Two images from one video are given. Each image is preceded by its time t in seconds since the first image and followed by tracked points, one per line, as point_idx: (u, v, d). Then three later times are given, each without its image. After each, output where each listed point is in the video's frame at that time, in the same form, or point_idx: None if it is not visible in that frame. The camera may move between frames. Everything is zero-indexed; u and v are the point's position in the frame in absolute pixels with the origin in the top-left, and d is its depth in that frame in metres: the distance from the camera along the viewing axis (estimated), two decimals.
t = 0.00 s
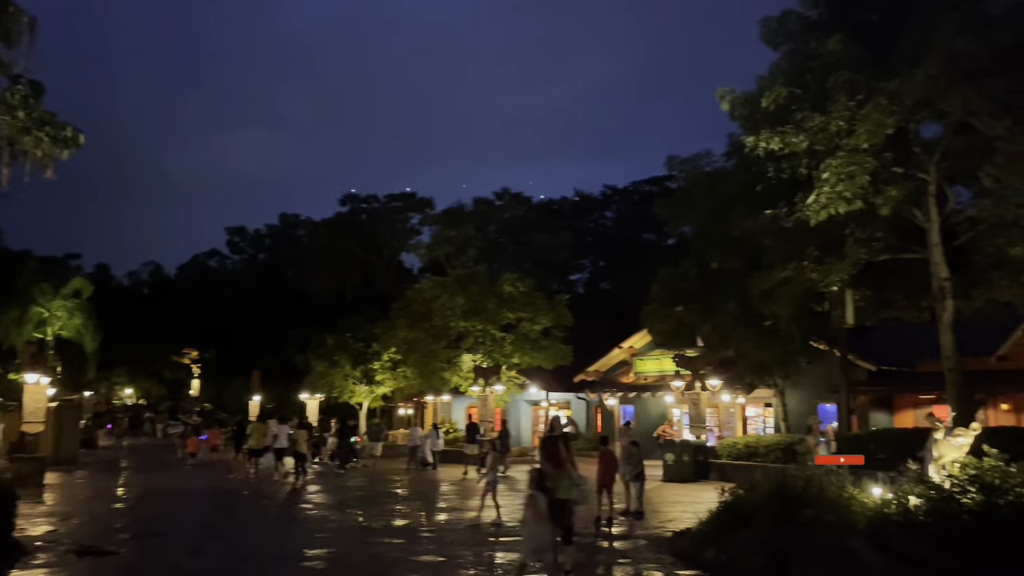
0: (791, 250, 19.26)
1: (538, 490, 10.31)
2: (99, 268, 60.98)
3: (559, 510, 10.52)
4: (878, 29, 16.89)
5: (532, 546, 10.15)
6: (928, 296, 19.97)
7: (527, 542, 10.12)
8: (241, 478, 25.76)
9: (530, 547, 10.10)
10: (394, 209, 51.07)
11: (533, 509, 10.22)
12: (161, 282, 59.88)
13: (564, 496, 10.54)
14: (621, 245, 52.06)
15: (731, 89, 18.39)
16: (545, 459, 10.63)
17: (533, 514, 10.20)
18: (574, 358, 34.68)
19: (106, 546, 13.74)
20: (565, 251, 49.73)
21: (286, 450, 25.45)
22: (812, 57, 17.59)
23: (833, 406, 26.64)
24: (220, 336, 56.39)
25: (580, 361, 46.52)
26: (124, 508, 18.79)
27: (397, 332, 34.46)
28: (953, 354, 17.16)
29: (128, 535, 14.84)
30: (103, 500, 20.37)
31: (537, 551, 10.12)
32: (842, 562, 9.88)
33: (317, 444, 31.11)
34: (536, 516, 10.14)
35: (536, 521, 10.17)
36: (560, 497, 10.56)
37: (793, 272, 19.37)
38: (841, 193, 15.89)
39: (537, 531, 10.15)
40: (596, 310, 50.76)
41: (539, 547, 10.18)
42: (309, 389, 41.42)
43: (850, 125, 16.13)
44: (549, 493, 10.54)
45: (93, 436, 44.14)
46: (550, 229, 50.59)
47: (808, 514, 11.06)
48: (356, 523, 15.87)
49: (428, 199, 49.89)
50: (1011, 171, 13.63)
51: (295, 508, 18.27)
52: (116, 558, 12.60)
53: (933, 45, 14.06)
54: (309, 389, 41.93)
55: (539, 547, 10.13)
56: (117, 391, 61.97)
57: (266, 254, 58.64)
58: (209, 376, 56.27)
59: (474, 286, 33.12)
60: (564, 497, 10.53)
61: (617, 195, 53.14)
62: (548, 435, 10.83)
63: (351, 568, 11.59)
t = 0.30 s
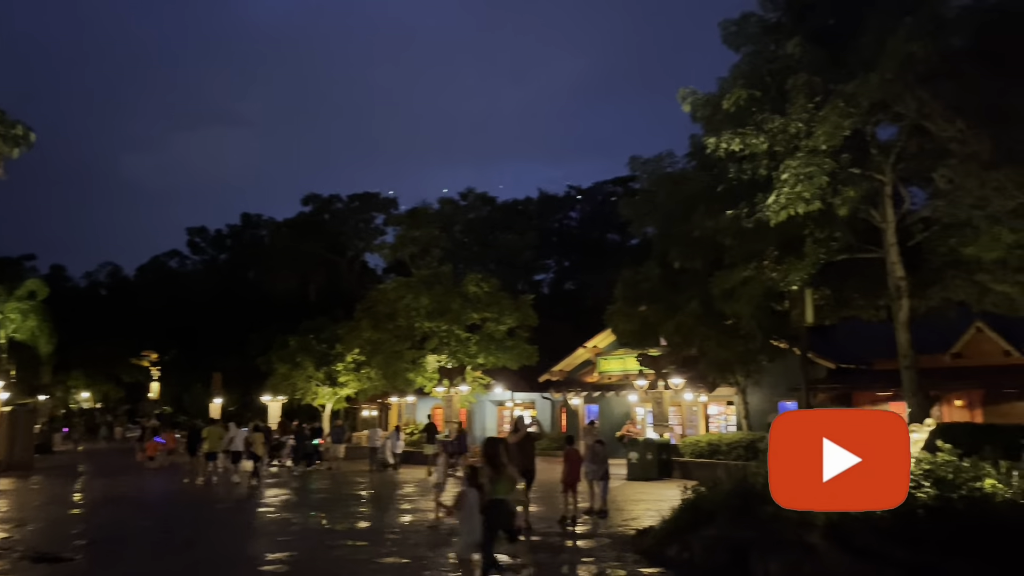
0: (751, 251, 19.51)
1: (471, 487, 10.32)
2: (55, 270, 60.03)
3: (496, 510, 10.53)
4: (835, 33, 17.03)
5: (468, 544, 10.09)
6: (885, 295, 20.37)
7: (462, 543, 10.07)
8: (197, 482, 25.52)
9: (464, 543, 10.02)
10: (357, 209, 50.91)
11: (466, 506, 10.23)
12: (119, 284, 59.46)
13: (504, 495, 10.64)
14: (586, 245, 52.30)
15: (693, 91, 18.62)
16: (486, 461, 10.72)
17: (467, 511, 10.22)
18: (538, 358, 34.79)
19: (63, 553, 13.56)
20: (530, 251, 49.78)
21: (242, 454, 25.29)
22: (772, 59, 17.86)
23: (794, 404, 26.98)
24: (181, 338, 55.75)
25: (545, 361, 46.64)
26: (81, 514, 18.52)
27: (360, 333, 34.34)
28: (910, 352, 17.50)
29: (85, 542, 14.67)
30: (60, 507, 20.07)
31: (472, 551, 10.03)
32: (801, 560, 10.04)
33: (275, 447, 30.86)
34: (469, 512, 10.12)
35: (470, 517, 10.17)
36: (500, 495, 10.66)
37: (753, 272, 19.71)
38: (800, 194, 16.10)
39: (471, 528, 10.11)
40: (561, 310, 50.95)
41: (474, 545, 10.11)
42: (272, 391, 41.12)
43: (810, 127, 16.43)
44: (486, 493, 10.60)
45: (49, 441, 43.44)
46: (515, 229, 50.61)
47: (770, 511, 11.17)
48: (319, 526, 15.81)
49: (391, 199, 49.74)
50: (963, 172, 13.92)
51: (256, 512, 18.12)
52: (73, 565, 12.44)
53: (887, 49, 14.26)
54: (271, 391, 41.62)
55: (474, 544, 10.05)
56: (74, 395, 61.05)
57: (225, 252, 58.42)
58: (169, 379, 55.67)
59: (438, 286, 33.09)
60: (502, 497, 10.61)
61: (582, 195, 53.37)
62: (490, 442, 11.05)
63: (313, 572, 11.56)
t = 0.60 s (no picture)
0: (714, 252, 19.65)
1: (402, 487, 10.43)
2: (12, 271, 59.01)
3: (436, 511, 10.27)
4: (796, 36, 17.19)
5: (399, 545, 10.26)
6: (845, 294, 20.69)
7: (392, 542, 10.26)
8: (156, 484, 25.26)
9: (395, 544, 10.19)
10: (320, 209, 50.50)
11: (398, 506, 10.35)
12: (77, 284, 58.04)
13: (445, 495, 10.35)
14: (551, 245, 52.59)
15: (657, 92, 18.78)
16: (428, 460, 10.47)
17: (398, 510, 10.34)
18: (504, 358, 34.87)
19: (19, 559, 13.37)
20: (496, 251, 49.86)
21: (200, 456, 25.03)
22: (735, 61, 18.04)
23: (756, 402, 27.28)
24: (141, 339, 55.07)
25: (512, 360, 46.76)
26: (39, 519, 18.28)
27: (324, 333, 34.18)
28: (869, 350, 17.79)
29: (43, 547, 14.50)
30: (17, 511, 19.78)
31: (404, 551, 10.20)
32: (762, 557, 10.19)
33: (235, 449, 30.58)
34: (402, 512, 10.27)
35: (402, 516, 10.31)
36: (442, 495, 10.38)
37: (716, 271, 19.85)
38: (762, 195, 16.29)
39: (403, 528, 10.28)
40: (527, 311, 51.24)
41: (405, 544, 10.28)
42: (235, 393, 40.81)
43: (771, 129, 16.66)
44: (428, 492, 10.35)
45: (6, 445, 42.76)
46: (481, 229, 50.67)
47: (732, 509, 11.31)
48: (280, 528, 15.75)
49: (356, 198, 49.34)
50: (919, 173, 14.14)
51: (219, 514, 18.00)
52: (30, 570, 12.27)
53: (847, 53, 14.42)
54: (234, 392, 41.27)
55: (405, 545, 10.24)
56: (33, 397, 60.11)
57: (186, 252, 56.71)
58: (129, 380, 54.97)
59: (404, 286, 33.06)
60: (444, 496, 10.35)
61: (548, 195, 53.55)
62: (436, 436, 10.75)
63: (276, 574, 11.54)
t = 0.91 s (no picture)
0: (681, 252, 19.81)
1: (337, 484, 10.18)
2: None
3: (376, 510, 10.34)
4: (762, 38, 17.46)
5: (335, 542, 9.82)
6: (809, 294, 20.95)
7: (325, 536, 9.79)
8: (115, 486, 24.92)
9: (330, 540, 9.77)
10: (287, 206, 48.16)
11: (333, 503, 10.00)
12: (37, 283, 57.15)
13: (384, 494, 10.45)
14: (519, 244, 52.68)
15: (625, 93, 18.87)
16: (366, 461, 10.55)
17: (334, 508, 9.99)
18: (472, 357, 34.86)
19: None
20: (464, 250, 49.83)
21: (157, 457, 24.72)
22: (701, 64, 18.01)
23: (722, 400, 27.55)
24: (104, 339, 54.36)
25: (480, 360, 46.81)
26: None
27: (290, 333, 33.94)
28: (832, 350, 18.00)
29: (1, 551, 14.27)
30: None
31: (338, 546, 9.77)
32: (727, 555, 10.30)
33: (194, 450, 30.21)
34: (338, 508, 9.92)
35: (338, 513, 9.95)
36: (381, 494, 10.46)
37: (683, 271, 20.01)
38: (727, 196, 16.47)
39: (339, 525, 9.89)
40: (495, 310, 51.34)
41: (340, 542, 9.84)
42: (199, 394, 40.41)
43: (737, 130, 16.86)
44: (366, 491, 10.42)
45: None
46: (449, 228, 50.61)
47: (697, 507, 11.47)
48: (243, 530, 15.64)
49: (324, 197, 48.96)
50: (882, 175, 14.31)
51: (181, 516, 17.79)
52: None
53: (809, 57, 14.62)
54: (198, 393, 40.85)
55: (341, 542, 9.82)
56: None
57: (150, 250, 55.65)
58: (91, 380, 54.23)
59: (371, 286, 32.92)
60: (383, 494, 10.45)
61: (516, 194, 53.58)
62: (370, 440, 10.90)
63: None
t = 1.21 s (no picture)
0: (653, 252, 19.90)
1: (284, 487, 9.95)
2: None
3: (324, 512, 10.29)
4: (733, 41, 17.56)
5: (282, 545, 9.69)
6: (779, 295, 21.17)
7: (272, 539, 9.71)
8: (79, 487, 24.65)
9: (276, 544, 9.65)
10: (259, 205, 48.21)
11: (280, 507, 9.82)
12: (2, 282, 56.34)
13: (331, 494, 10.40)
14: (493, 244, 52.70)
15: (597, 94, 18.91)
16: (311, 464, 10.44)
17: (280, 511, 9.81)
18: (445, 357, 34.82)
19: None
20: (438, 250, 49.77)
21: (117, 458, 24.38)
22: (673, 65, 18.13)
23: (693, 400, 27.77)
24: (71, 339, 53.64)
25: (453, 360, 46.80)
26: None
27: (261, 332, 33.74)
28: (802, 349, 18.19)
29: None
30: None
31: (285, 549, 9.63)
32: (696, 553, 10.40)
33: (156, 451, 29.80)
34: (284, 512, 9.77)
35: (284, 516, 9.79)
36: (328, 494, 10.41)
37: (654, 271, 20.14)
38: (699, 197, 16.53)
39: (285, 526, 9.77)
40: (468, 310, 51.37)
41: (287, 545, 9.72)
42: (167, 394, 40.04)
43: (708, 131, 17.02)
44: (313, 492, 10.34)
45: None
46: (423, 228, 50.54)
47: (668, 505, 11.58)
48: (211, 532, 15.54)
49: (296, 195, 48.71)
50: (850, 177, 14.49)
51: (149, 518, 17.63)
52: None
53: (779, 59, 15.03)
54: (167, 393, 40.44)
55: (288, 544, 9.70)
56: None
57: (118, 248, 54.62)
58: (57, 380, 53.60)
59: (343, 285, 32.81)
60: (331, 496, 10.38)
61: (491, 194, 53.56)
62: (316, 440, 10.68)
63: None
